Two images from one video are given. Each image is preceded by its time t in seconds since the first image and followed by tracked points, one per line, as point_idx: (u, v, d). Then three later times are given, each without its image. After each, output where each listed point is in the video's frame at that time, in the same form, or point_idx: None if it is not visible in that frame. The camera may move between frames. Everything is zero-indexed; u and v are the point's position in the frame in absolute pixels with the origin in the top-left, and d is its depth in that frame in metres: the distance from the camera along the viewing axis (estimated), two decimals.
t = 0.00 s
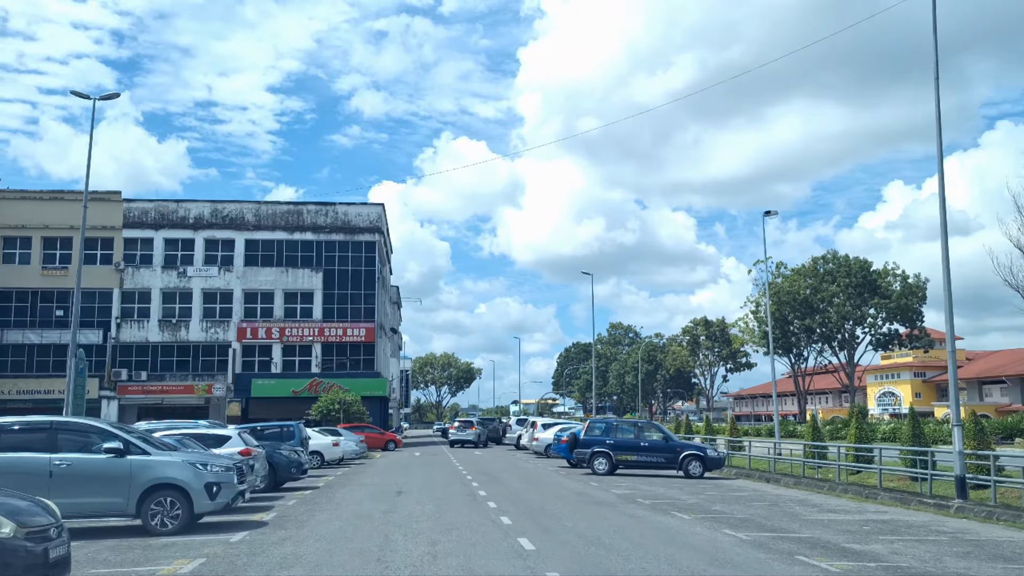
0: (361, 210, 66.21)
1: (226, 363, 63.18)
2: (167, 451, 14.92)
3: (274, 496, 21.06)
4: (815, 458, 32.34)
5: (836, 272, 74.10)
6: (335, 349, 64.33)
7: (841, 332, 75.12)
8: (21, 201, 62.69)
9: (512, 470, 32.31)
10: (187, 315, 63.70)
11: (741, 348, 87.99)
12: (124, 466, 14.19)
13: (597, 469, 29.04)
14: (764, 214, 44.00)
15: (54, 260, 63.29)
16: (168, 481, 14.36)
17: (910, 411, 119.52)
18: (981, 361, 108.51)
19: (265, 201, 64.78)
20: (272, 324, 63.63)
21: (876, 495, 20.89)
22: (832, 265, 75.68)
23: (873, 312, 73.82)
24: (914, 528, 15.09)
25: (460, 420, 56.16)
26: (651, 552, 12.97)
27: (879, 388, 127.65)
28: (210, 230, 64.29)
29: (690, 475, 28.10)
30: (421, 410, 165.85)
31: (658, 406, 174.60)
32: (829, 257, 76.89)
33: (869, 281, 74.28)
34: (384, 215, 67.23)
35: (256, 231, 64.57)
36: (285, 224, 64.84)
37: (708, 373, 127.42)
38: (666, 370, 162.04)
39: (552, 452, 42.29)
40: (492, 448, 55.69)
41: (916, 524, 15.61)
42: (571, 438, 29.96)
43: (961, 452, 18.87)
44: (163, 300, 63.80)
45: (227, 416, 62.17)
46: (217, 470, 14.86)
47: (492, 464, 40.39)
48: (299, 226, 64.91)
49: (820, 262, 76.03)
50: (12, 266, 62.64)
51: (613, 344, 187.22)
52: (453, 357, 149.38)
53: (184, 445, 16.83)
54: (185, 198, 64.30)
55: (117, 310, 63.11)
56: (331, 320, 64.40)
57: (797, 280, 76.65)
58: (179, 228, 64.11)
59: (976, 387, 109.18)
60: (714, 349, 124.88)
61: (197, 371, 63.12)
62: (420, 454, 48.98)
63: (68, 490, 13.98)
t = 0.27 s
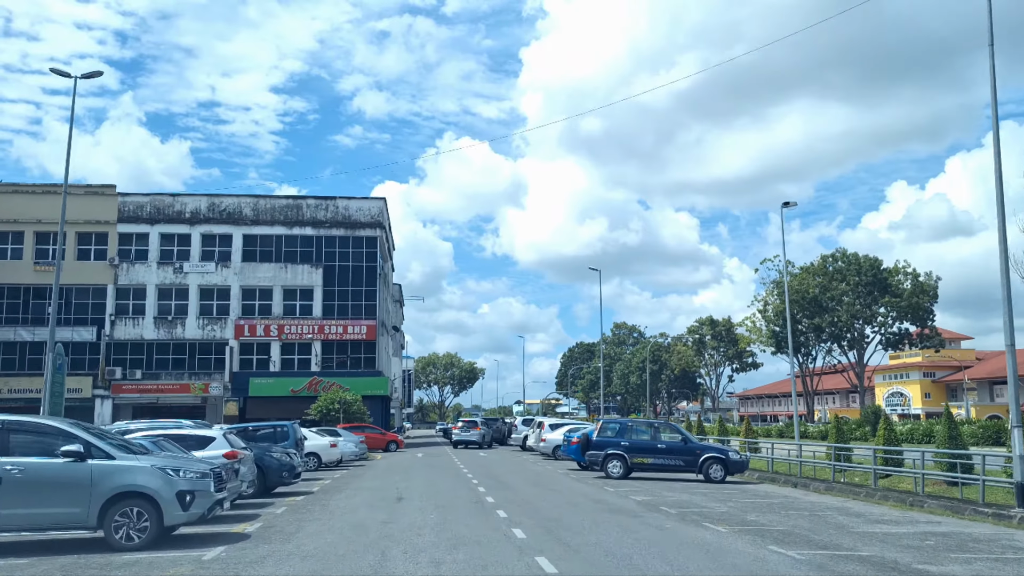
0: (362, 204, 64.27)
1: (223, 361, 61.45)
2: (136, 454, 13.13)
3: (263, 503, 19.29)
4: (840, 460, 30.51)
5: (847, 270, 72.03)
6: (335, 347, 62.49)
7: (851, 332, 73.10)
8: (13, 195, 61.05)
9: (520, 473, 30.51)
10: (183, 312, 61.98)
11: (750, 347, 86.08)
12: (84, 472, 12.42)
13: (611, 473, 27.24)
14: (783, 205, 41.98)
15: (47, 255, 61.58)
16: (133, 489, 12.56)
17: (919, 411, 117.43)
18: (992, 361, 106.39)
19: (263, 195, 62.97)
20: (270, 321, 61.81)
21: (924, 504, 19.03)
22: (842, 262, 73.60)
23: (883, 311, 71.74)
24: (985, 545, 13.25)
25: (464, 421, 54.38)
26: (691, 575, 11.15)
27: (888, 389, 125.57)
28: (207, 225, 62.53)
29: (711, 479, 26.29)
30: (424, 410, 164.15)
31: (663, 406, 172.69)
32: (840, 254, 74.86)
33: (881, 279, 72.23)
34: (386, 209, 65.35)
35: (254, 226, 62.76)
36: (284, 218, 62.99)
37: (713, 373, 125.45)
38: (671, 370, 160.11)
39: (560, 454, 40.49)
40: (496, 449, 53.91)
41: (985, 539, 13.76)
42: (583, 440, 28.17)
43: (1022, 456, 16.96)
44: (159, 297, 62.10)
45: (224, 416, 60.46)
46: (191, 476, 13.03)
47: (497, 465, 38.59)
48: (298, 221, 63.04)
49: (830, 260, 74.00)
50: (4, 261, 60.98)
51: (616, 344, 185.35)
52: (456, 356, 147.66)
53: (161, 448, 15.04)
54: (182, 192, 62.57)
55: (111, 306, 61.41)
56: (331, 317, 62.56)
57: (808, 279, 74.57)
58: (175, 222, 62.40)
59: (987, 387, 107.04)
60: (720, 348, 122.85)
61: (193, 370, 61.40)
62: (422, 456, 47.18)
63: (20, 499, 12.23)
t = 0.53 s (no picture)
0: (363, 198, 62.55)
1: (220, 359, 59.73)
2: (94, 460, 11.35)
3: (251, 510, 17.54)
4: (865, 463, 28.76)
5: (856, 268, 69.99)
6: (336, 345, 60.77)
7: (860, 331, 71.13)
8: (4, 187, 59.35)
9: (528, 477, 28.73)
10: (179, 308, 60.29)
11: (757, 347, 84.23)
12: (34, 481, 10.68)
13: (627, 476, 25.47)
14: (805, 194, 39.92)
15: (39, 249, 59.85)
16: (90, 500, 10.80)
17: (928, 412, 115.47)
18: (1003, 361, 104.39)
19: (261, 187, 61.25)
20: (269, 318, 60.08)
21: (980, 513, 17.08)
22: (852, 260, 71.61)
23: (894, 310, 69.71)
24: None
25: (469, 420, 52.68)
26: None
27: (896, 389, 123.56)
28: (204, 219, 60.86)
29: (734, 484, 24.58)
30: (426, 410, 162.41)
31: (667, 406, 170.78)
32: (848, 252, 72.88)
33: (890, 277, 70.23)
34: (388, 203, 63.61)
35: (252, 220, 61.06)
36: (283, 212, 61.25)
37: (719, 373, 123.50)
38: (676, 370, 158.24)
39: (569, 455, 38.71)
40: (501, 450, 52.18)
41: None
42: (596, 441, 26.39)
43: None
44: (154, 292, 60.42)
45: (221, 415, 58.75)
46: (158, 486, 11.27)
47: (504, 468, 36.84)
48: (297, 215, 61.30)
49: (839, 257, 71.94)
50: None
51: (620, 343, 183.58)
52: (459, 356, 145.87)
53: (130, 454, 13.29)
54: (178, 184, 60.91)
55: (105, 302, 59.74)
56: (331, 313, 60.82)
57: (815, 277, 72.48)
58: (171, 216, 60.72)
59: (998, 387, 105.00)
60: (726, 347, 120.87)
61: (189, 368, 59.70)
62: (424, 457, 45.48)
63: None
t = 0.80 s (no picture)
0: (363, 191, 60.77)
1: (216, 357, 58.01)
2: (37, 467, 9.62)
3: (234, 520, 15.79)
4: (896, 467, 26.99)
5: (867, 265, 67.63)
6: (335, 342, 58.99)
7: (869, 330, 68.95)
8: None
9: (538, 480, 26.93)
10: (174, 304, 58.57)
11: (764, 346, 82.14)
12: None
13: (644, 481, 23.66)
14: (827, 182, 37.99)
15: (30, 243, 58.17)
16: (25, 513, 9.07)
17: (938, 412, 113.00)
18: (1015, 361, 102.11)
19: (258, 180, 59.53)
20: (266, 314, 58.31)
21: None
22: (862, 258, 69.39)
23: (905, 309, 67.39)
24: None
25: (472, 420, 50.91)
26: None
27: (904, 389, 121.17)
28: (200, 212, 59.13)
29: (760, 489, 22.82)
30: (428, 410, 160.73)
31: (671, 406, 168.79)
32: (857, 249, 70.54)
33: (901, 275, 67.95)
34: (389, 196, 61.86)
35: (249, 213, 59.29)
36: (281, 205, 59.48)
37: (724, 373, 121.46)
38: (680, 369, 156.27)
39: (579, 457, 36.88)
40: (505, 451, 50.38)
41: None
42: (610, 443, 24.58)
43: None
44: (148, 288, 58.72)
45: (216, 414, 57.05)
46: (111, 496, 9.51)
47: (509, 469, 35.06)
48: (296, 209, 59.53)
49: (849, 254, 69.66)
50: None
51: (623, 342, 181.64)
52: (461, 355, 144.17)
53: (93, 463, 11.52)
54: (173, 177, 59.20)
55: (98, 298, 58.06)
56: (330, 310, 59.04)
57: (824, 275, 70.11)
58: (166, 209, 59.02)
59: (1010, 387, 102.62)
60: (732, 347, 118.86)
61: (184, 365, 57.99)
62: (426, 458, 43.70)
63: None
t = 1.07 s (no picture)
0: (364, 184, 58.92)
1: (212, 354, 56.30)
2: None
3: (213, 533, 14.06)
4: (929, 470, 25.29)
5: (876, 262, 65.11)
6: (335, 340, 57.18)
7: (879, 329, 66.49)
8: None
9: (549, 484, 25.12)
10: (169, 300, 56.85)
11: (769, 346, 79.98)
12: None
13: (664, 485, 21.92)
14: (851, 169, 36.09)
15: (21, 238, 56.47)
16: None
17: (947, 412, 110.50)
18: None
19: (256, 172, 57.76)
20: (264, 311, 56.57)
21: None
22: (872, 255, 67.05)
23: (916, 308, 64.90)
24: None
25: (476, 420, 49.17)
26: None
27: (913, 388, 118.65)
28: (195, 206, 57.38)
29: (790, 495, 21.10)
30: (430, 409, 159.01)
31: (676, 406, 166.80)
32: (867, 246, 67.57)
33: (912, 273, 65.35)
34: (390, 189, 59.99)
35: (246, 207, 57.51)
36: (279, 199, 57.67)
37: (730, 372, 119.42)
38: (685, 369, 154.23)
39: (587, 458, 35.07)
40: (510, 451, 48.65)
41: None
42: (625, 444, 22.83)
43: None
44: (143, 283, 57.04)
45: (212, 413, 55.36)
46: (41, 510, 8.00)
47: (516, 471, 33.30)
48: (295, 202, 57.72)
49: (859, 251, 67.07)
50: None
51: (627, 341, 179.68)
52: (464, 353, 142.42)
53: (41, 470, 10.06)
54: (168, 169, 57.48)
55: (91, 293, 56.38)
56: (330, 306, 57.25)
57: (834, 272, 67.51)
58: (161, 202, 57.29)
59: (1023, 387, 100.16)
60: (737, 346, 116.84)
61: (179, 363, 56.29)
62: (428, 459, 41.91)
63: None
